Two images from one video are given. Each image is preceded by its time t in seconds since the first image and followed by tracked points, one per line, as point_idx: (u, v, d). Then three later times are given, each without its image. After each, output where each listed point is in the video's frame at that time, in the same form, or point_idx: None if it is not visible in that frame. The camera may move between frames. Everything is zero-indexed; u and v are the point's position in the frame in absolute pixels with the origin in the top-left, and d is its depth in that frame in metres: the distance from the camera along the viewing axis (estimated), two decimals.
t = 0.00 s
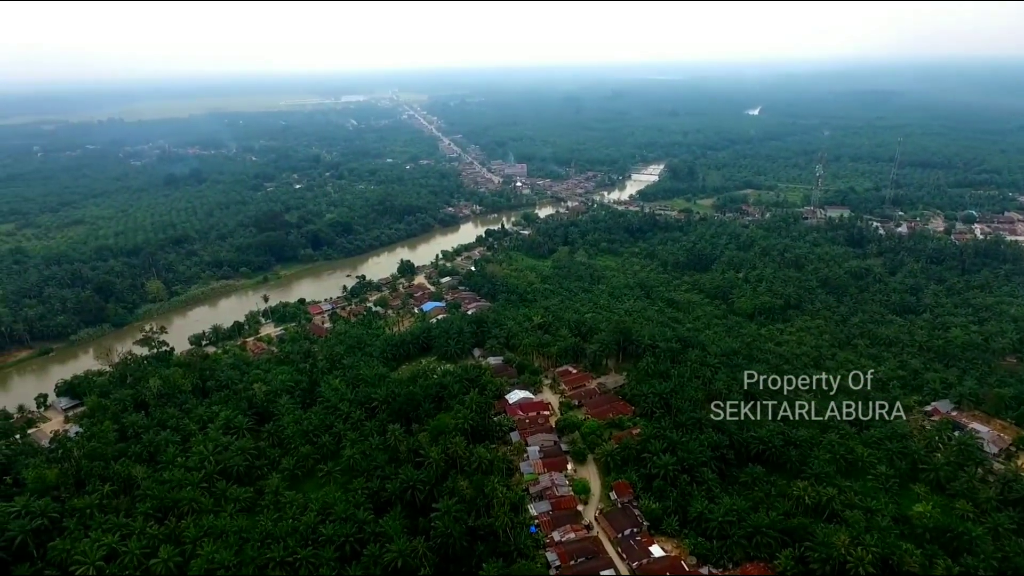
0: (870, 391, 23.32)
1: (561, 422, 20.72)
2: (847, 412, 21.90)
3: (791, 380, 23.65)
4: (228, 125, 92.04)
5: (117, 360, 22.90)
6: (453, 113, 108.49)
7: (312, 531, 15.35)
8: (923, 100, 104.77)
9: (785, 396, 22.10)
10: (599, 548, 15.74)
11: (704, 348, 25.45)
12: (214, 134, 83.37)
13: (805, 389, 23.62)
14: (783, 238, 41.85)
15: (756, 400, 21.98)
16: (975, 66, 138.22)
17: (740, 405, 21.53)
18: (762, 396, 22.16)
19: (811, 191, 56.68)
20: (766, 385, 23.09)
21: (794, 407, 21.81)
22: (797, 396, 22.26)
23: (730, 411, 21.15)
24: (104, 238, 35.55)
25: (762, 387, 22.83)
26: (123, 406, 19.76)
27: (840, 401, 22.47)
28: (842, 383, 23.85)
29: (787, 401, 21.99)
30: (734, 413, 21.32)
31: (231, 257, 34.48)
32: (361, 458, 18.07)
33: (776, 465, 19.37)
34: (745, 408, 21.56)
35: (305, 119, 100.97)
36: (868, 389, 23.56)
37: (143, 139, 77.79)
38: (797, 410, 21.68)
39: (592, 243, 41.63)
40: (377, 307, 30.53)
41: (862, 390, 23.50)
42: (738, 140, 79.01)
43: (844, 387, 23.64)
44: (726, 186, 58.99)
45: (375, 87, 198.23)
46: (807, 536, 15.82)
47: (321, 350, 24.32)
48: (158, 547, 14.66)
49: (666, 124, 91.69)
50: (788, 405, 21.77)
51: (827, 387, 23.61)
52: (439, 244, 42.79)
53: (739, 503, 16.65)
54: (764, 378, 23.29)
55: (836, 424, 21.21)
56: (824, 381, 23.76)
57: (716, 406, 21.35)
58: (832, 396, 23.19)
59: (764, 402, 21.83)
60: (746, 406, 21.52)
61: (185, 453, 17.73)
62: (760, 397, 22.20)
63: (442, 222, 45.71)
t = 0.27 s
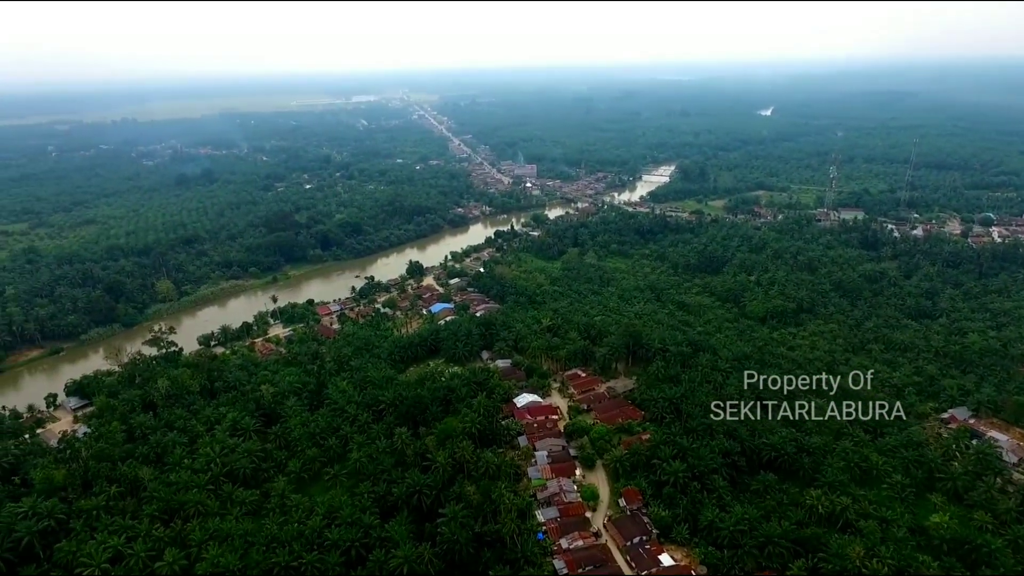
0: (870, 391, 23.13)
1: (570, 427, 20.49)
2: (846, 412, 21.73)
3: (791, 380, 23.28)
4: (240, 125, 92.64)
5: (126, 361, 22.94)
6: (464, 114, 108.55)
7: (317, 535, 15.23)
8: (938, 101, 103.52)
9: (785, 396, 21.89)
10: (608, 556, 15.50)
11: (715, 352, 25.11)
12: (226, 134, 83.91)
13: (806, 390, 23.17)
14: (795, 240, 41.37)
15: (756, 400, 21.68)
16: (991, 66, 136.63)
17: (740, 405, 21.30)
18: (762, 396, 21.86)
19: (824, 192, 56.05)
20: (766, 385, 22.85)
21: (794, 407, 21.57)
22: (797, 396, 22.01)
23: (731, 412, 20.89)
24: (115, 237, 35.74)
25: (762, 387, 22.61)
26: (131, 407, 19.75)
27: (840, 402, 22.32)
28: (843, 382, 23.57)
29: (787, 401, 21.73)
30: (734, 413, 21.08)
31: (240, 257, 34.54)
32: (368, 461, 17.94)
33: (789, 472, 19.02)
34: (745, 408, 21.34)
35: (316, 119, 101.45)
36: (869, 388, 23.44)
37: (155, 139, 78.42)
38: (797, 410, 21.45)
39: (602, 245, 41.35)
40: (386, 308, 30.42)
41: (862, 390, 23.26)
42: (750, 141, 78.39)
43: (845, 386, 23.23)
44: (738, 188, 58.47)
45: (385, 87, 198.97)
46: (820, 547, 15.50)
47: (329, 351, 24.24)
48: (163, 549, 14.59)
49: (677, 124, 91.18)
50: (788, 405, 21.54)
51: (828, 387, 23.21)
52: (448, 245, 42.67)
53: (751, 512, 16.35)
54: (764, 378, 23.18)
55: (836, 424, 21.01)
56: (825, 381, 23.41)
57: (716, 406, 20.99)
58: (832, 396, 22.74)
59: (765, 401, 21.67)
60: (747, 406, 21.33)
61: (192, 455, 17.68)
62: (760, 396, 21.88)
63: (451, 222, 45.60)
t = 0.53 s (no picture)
0: (869, 391, 23.30)
1: (579, 432, 20.27)
2: (846, 412, 21.75)
3: (791, 380, 23.35)
4: (250, 125, 93.12)
5: (135, 361, 22.95)
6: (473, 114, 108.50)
7: (323, 540, 15.10)
8: (954, 102, 102.19)
9: (785, 396, 21.89)
10: (616, 565, 15.26)
11: (726, 356, 24.79)
12: (236, 134, 84.33)
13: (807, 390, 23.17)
14: (808, 242, 40.86)
15: (756, 400, 21.67)
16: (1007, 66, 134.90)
17: (741, 406, 21.30)
18: (762, 396, 21.92)
19: (837, 194, 55.40)
20: (766, 385, 22.97)
21: (794, 407, 21.60)
22: (798, 395, 22.07)
23: (731, 412, 20.88)
24: (126, 237, 35.88)
25: (762, 387, 22.73)
26: (139, 408, 19.72)
27: (840, 401, 22.30)
28: (843, 383, 23.72)
29: (787, 401, 21.74)
30: (734, 413, 21.09)
31: (249, 257, 34.58)
32: (374, 465, 17.81)
33: (801, 480, 18.72)
34: (745, 407, 21.38)
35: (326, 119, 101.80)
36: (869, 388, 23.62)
37: (167, 139, 78.94)
38: (797, 410, 21.49)
39: (611, 246, 41.09)
40: (394, 309, 30.32)
41: (862, 389, 23.48)
42: (762, 142, 77.70)
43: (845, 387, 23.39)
44: (749, 189, 57.91)
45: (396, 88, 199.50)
46: (834, 558, 15.18)
47: (336, 353, 24.17)
48: (168, 553, 14.51)
49: (687, 125, 90.57)
50: (788, 405, 21.55)
51: (827, 387, 23.29)
52: (457, 246, 42.58)
53: (763, 522, 16.05)
54: (764, 378, 23.31)
55: (837, 423, 20.99)
56: (825, 381, 23.50)
57: (716, 406, 20.93)
58: (832, 395, 22.80)
59: (764, 401, 21.52)
60: (746, 405, 21.30)
61: (198, 456, 17.59)
62: (760, 396, 21.89)
63: (460, 223, 45.47)
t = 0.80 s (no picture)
0: (869, 391, 23.28)
1: (588, 437, 20.04)
2: (846, 412, 21.80)
3: (791, 380, 23.23)
4: (263, 125, 93.63)
5: (144, 361, 22.98)
6: (484, 115, 108.46)
7: (329, 545, 14.96)
8: (972, 102, 100.67)
9: (785, 397, 21.84)
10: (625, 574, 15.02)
11: (739, 361, 24.44)
12: (248, 134, 84.80)
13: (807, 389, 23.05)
14: (822, 245, 40.30)
15: (756, 399, 21.54)
16: None
17: (741, 405, 21.19)
18: (762, 396, 21.80)
19: (852, 196, 54.67)
20: (766, 385, 22.92)
21: (794, 407, 21.58)
22: (798, 396, 22.02)
23: (730, 412, 20.79)
24: (138, 237, 36.05)
25: (761, 387, 22.65)
26: (148, 408, 19.70)
27: (840, 401, 22.34)
28: (842, 383, 23.64)
29: (787, 401, 21.71)
30: (734, 413, 21.01)
31: (260, 257, 34.64)
32: (382, 469, 17.66)
33: (814, 488, 18.37)
34: (745, 407, 21.30)
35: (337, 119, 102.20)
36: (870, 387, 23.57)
37: (180, 139, 79.56)
38: (797, 410, 21.48)
39: (622, 248, 40.76)
40: (403, 310, 30.21)
41: (862, 389, 23.44)
42: (775, 143, 76.93)
43: (844, 386, 23.37)
44: (762, 191, 57.31)
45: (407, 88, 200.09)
46: (849, 571, 14.84)
47: (345, 354, 24.07)
48: (174, 555, 14.44)
49: (699, 126, 89.90)
50: (788, 405, 21.53)
51: (827, 387, 23.30)
52: (466, 247, 42.46)
53: (776, 531, 15.73)
54: (764, 378, 23.25)
55: (837, 424, 21.06)
56: (825, 381, 23.49)
57: (716, 406, 20.80)
58: (832, 395, 22.81)
59: (764, 402, 21.38)
60: (746, 406, 21.18)
61: (205, 458, 17.53)
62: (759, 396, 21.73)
63: (470, 224, 45.32)
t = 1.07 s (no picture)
0: (869, 391, 23.18)
1: (600, 442, 19.78)
2: (846, 413, 21.48)
3: (791, 381, 22.77)
4: (277, 125, 94.23)
5: (156, 360, 23.05)
6: (497, 115, 108.36)
7: (337, 549, 14.83)
8: (992, 102, 98.95)
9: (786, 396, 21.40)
10: None
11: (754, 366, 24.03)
12: (262, 134, 85.35)
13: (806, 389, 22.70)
14: (838, 248, 39.69)
15: (755, 399, 21.13)
16: None
17: (740, 405, 20.80)
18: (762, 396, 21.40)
19: (869, 198, 53.86)
20: (766, 386, 22.51)
21: (794, 407, 21.12)
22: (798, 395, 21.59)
23: (730, 412, 20.46)
24: (152, 236, 36.27)
25: (761, 387, 22.27)
26: (159, 408, 19.71)
27: (840, 401, 22.01)
28: (842, 383, 23.55)
29: (787, 401, 21.26)
30: (734, 413, 20.63)
31: (272, 257, 34.73)
32: (391, 472, 17.52)
33: (831, 497, 17.99)
34: (745, 408, 20.85)
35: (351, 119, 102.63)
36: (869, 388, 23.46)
37: (195, 138, 80.25)
38: (797, 410, 21.03)
39: (635, 250, 40.40)
40: (414, 311, 30.11)
41: (862, 389, 23.34)
42: (790, 143, 76.07)
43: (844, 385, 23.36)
44: (777, 192, 56.65)
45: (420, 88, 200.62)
46: None
47: (355, 355, 24.00)
48: (183, 557, 14.37)
49: (713, 127, 89.16)
50: (787, 405, 21.06)
51: (827, 387, 23.00)
52: (478, 247, 42.32)
53: (792, 542, 15.38)
54: (764, 378, 22.83)
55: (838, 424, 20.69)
56: (825, 381, 23.17)
57: (716, 406, 20.57)
58: (832, 395, 22.56)
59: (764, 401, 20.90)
60: (746, 405, 20.76)
61: (215, 459, 17.49)
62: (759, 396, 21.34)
63: (482, 224, 45.16)
